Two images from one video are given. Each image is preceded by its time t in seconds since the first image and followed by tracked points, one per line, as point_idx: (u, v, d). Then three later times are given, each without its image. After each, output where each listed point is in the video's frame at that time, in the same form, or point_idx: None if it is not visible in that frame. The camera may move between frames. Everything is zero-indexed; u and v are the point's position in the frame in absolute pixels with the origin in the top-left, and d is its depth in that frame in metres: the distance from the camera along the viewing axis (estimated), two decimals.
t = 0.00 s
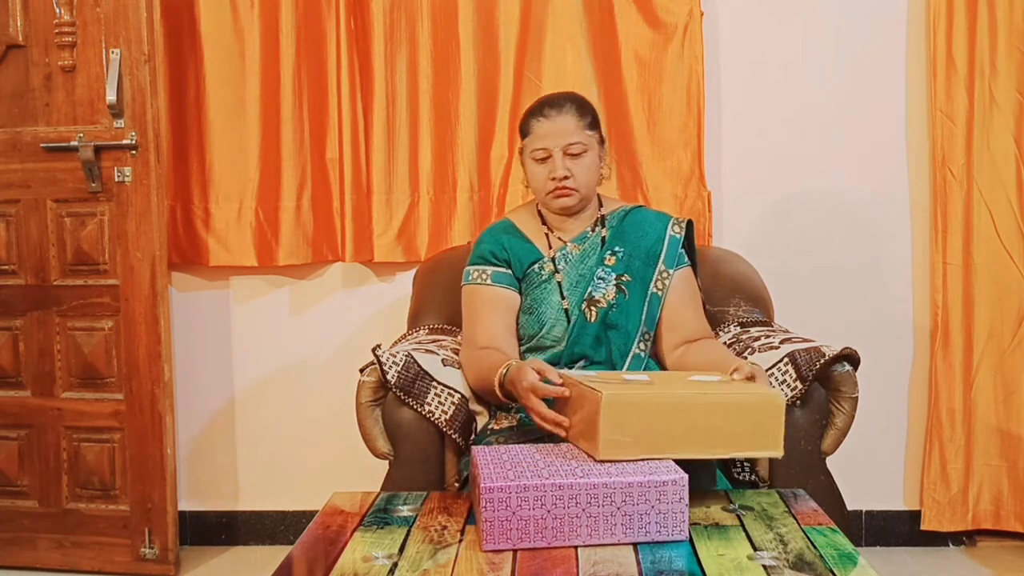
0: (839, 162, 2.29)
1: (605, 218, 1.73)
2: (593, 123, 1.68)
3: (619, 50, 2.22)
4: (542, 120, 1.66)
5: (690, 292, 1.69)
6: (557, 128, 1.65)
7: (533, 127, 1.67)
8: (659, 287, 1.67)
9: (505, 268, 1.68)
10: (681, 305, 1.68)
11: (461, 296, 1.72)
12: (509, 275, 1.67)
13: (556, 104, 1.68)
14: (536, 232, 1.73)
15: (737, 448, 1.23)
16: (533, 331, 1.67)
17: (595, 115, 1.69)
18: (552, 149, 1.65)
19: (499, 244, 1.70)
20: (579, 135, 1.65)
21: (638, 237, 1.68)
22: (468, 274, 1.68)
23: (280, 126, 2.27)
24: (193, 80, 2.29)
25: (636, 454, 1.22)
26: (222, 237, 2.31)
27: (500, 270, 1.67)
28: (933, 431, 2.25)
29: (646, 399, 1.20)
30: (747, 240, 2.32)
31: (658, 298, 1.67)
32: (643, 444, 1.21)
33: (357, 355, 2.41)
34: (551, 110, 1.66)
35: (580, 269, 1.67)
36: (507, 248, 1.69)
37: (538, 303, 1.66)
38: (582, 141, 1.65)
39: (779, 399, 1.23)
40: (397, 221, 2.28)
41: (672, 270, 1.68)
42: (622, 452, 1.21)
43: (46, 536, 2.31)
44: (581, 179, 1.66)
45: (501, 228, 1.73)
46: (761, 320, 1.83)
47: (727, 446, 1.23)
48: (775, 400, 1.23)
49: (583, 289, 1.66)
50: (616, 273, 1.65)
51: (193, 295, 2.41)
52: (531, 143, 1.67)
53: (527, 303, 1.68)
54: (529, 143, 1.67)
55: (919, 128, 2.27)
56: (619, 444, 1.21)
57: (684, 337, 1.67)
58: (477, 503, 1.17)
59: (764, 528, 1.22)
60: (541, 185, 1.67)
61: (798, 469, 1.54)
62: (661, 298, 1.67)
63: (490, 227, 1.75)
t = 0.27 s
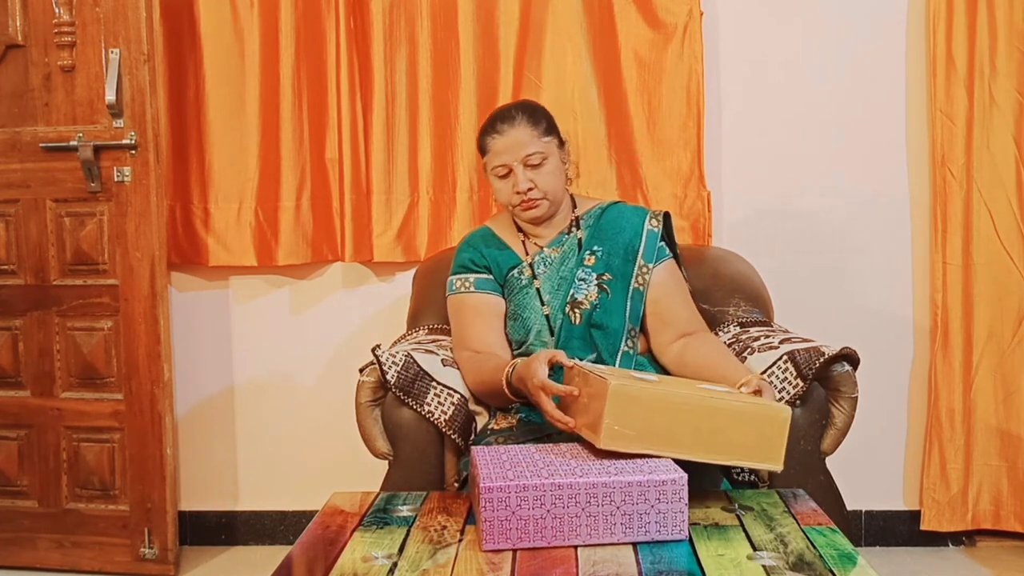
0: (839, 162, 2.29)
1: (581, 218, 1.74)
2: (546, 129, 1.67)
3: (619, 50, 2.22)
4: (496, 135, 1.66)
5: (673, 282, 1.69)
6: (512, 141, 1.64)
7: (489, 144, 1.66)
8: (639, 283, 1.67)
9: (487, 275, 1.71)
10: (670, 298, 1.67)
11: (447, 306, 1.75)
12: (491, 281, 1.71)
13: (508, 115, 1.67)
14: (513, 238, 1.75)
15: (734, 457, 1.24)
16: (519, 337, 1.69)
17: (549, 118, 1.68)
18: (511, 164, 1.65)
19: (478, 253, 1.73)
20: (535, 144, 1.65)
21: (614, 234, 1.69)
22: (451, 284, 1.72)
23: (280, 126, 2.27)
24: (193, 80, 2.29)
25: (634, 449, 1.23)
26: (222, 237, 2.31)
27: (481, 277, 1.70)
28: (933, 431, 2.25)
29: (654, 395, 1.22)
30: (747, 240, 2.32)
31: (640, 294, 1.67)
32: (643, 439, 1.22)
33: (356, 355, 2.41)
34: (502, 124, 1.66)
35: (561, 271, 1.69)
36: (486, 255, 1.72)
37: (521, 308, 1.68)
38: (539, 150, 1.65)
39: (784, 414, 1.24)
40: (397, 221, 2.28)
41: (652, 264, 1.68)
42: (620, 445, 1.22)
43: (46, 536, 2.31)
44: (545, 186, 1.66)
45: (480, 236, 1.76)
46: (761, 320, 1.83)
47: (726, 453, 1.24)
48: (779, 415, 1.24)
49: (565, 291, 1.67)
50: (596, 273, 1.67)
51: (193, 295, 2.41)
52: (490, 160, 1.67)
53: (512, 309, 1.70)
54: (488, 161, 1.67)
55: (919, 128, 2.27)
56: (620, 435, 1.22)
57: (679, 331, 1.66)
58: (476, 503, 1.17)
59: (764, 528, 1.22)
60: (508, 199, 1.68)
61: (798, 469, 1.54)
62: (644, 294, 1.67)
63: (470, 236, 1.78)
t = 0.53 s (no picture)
0: (839, 162, 2.29)
1: (576, 220, 1.74)
2: (535, 133, 1.66)
3: (619, 50, 2.22)
4: (485, 143, 1.65)
5: (671, 279, 1.68)
6: (502, 148, 1.63)
7: (479, 153, 1.66)
8: (636, 283, 1.67)
9: (484, 277, 1.72)
10: (669, 295, 1.67)
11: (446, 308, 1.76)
12: (488, 283, 1.72)
13: (495, 122, 1.65)
14: (508, 242, 1.76)
15: (733, 452, 1.24)
16: (518, 339, 1.69)
17: (537, 121, 1.67)
18: (502, 171, 1.64)
19: (475, 255, 1.74)
20: (526, 150, 1.64)
21: (609, 235, 1.69)
22: (449, 287, 1.73)
23: (280, 126, 2.27)
24: (193, 79, 2.29)
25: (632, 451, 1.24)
26: (223, 237, 2.31)
27: (479, 279, 1.71)
28: (933, 431, 2.25)
29: (646, 396, 1.22)
30: (747, 241, 2.32)
31: (638, 293, 1.67)
32: (640, 440, 1.23)
33: (357, 356, 2.41)
34: (490, 132, 1.65)
35: (558, 273, 1.69)
36: (483, 258, 1.73)
37: (519, 310, 1.69)
38: (530, 155, 1.64)
39: (780, 406, 1.24)
40: (397, 221, 2.28)
41: (649, 263, 1.68)
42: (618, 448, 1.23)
43: (46, 536, 2.31)
44: (538, 190, 1.66)
45: (477, 239, 1.78)
46: (760, 320, 1.83)
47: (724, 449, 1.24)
48: (775, 408, 1.24)
49: (562, 293, 1.68)
50: (592, 274, 1.67)
51: (193, 295, 2.41)
52: (481, 168, 1.66)
53: (510, 311, 1.70)
54: (479, 169, 1.67)
55: (919, 128, 2.27)
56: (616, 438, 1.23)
57: (681, 328, 1.65)
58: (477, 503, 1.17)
59: (765, 528, 1.22)
60: (502, 205, 1.68)
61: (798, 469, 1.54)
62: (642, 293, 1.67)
63: (467, 239, 1.79)
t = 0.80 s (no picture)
0: (839, 162, 2.29)
1: (576, 221, 1.73)
2: (539, 133, 1.65)
3: (619, 50, 2.22)
4: (487, 143, 1.65)
5: (674, 279, 1.68)
6: (505, 149, 1.63)
7: (482, 152, 1.66)
8: (638, 284, 1.67)
9: (486, 275, 1.72)
10: (674, 294, 1.67)
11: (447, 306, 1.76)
12: (490, 281, 1.71)
13: (498, 122, 1.65)
14: (508, 241, 1.75)
15: (724, 453, 1.24)
16: (518, 339, 1.70)
17: (541, 122, 1.67)
18: (504, 171, 1.64)
19: (477, 253, 1.74)
20: (529, 150, 1.63)
21: (612, 236, 1.69)
22: (451, 285, 1.72)
23: (280, 126, 2.27)
24: (193, 80, 2.29)
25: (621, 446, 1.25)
26: (223, 237, 2.31)
27: (481, 277, 1.71)
28: (933, 431, 2.25)
29: (638, 393, 1.22)
30: (747, 241, 2.32)
31: (639, 295, 1.67)
32: (629, 435, 1.24)
33: (357, 356, 2.41)
34: (493, 132, 1.64)
35: (559, 274, 1.69)
36: (484, 256, 1.73)
37: (520, 311, 1.69)
38: (532, 155, 1.63)
39: (775, 410, 1.24)
40: (397, 221, 2.28)
41: (651, 265, 1.68)
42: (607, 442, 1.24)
43: (46, 536, 2.31)
44: (541, 191, 1.65)
45: (478, 237, 1.77)
46: (761, 320, 1.83)
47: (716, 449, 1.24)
48: (770, 411, 1.24)
49: (563, 295, 1.68)
50: (594, 275, 1.68)
51: (193, 295, 2.41)
52: (484, 168, 1.66)
53: (511, 311, 1.71)
54: (481, 168, 1.67)
55: (919, 128, 2.27)
56: (606, 433, 1.23)
57: (687, 328, 1.65)
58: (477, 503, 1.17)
59: (765, 528, 1.22)
60: (504, 206, 1.67)
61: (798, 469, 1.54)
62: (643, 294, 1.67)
63: (468, 236, 1.79)
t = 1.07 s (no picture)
0: (840, 162, 2.29)
1: (578, 223, 1.73)
2: (540, 138, 1.64)
3: (619, 50, 2.22)
4: (489, 149, 1.63)
5: (675, 281, 1.68)
6: (506, 155, 1.62)
7: (483, 158, 1.64)
8: (640, 287, 1.67)
9: (486, 277, 1.72)
10: (674, 298, 1.67)
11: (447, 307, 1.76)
12: (491, 284, 1.72)
13: (499, 127, 1.64)
14: (509, 242, 1.75)
15: (725, 463, 1.24)
16: (519, 342, 1.70)
17: (542, 126, 1.66)
18: (506, 177, 1.63)
19: (477, 255, 1.74)
20: (531, 156, 1.63)
21: (614, 239, 1.68)
22: (451, 287, 1.73)
23: (280, 126, 2.27)
24: (193, 79, 2.29)
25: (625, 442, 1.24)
26: (223, 237, 2.31)
27: (482, 279, 1.72)
28: (933, 431, 2.25)
29: (654, 391, 1.22)
30: (747, 240, 2.32)
31: (640, 298, 1.67)
32: (636, 432, 1.23)
33: (357, 355, 2.41)
34: (494, 138, 1.63)
35: (561, 278, 1.69)
36: (485, 258, 1.74)
37: (521, 314, 1.69)
38: (534, 161, 1.63)
39: (785, 432, 1.23)
40: (397, 221, 2.28)
41: (653, 268, 1.67)
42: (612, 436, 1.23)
43: (46, 536, 2.31)
44: (543, 196, 1.65)
45: (479, 237, 1.77)
46: (761, 320, 1.83)
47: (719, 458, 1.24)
48: (780, 432, 1.24)
49: (565, 298, 1.68)
50: (596, 279, 1.67)
51: (193, 295, 2.41)
52: (485, 173, 1.65)
53: (512, 313, 1.71)
54: (483, 174, 1.66)
55: (919, 128, 2.27)
56: (614, 425, 1.23)
57: (687, 332, 1.65)
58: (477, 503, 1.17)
59: (764, 528, 1.22)
60: (506, 211, 1.67)
61: (798, 469, 1.54)
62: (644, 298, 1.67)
63: (468, 236, 1.79)
